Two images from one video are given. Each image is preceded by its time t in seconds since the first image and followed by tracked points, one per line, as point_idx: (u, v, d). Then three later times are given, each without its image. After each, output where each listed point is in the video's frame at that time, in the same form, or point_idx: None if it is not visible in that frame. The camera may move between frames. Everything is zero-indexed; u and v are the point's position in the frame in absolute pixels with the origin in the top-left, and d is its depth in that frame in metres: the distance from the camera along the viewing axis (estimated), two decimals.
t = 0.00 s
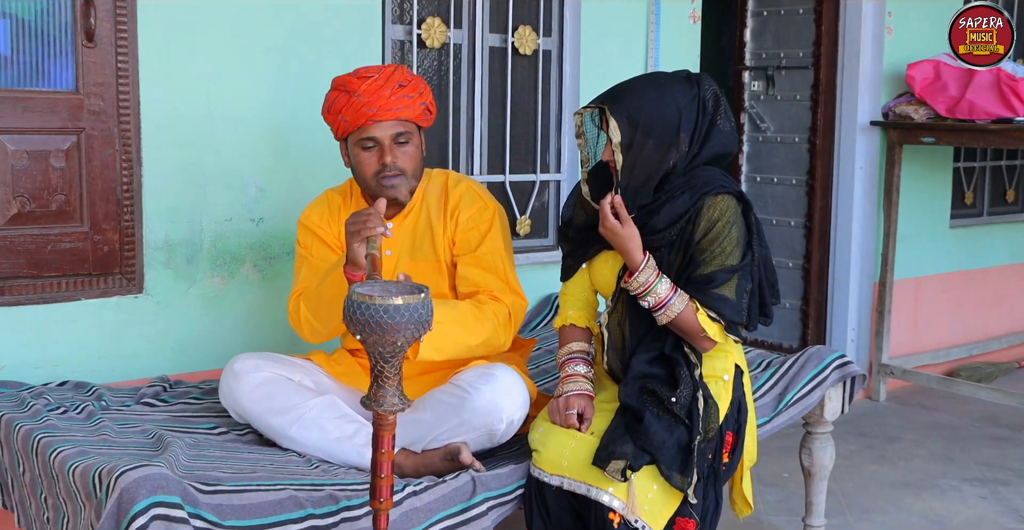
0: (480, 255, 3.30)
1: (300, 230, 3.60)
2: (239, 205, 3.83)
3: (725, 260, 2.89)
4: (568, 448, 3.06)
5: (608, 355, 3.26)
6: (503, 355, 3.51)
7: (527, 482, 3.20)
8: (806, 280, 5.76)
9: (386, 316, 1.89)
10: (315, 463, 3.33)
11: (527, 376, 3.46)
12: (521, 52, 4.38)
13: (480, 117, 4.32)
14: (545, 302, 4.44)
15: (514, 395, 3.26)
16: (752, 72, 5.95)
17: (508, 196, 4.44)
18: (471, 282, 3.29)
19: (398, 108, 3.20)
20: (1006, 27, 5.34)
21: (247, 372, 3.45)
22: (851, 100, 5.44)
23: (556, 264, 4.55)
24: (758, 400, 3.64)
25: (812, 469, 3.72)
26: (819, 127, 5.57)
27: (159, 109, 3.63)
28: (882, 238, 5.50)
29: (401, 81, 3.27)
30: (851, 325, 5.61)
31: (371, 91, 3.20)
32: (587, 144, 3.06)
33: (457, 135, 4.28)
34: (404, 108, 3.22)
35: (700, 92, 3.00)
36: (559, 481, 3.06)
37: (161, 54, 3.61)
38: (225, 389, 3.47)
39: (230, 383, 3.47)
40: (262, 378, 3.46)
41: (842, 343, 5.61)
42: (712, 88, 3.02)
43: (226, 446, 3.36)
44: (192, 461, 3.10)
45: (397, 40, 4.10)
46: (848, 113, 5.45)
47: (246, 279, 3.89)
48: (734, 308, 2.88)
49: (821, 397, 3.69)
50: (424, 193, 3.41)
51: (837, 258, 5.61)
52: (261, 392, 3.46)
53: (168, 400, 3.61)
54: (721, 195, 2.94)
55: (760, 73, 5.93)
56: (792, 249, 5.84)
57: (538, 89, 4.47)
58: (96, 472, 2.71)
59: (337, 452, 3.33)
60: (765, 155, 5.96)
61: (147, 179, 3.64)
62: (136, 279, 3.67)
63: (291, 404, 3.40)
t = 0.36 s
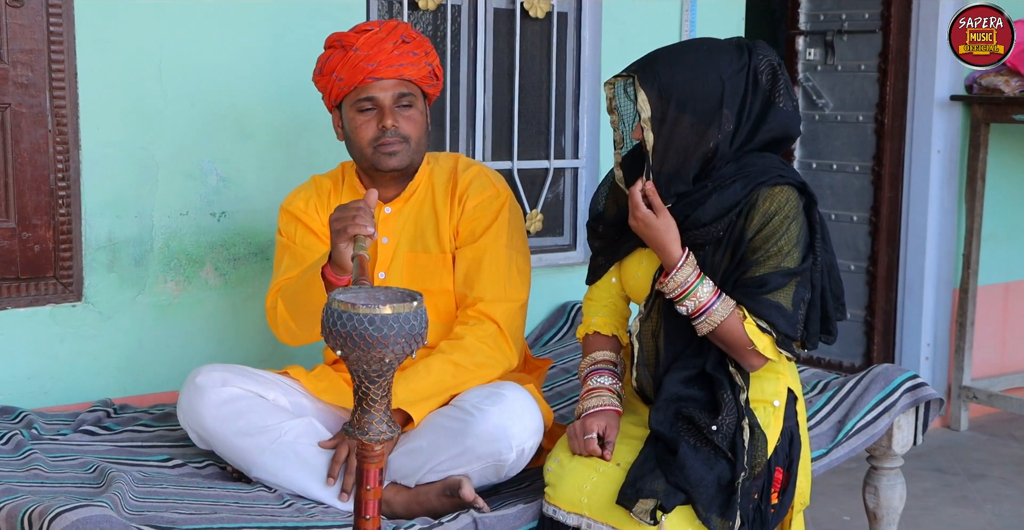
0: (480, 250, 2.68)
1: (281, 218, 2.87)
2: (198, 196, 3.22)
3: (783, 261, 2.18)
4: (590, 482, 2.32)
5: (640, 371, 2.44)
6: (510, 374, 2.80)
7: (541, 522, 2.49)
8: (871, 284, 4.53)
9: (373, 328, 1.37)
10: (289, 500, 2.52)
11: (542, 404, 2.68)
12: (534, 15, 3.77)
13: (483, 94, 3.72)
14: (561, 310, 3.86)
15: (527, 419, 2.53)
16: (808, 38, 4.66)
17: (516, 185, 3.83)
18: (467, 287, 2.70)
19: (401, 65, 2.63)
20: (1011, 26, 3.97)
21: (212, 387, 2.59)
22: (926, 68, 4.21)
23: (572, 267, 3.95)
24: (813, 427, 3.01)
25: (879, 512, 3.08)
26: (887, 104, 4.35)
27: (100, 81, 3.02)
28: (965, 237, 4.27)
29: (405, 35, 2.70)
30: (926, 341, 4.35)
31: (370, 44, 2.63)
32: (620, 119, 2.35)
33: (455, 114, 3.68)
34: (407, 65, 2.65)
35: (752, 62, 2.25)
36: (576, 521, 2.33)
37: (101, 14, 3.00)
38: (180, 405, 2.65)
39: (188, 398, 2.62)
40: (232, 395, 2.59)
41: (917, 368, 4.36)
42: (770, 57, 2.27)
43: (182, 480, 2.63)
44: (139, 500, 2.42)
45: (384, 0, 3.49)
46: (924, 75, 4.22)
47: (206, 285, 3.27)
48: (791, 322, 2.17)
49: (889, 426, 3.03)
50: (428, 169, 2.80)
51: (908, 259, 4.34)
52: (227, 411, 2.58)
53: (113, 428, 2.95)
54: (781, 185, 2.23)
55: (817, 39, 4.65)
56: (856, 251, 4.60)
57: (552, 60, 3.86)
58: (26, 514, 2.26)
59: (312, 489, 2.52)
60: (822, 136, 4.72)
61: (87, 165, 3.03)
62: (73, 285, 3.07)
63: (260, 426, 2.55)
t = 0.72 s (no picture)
0: (472, 244, 2.66)
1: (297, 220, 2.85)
2: (201, 201, 3.22)
3: (795, 263, 2.16)
4: (595, 486, 2.32)
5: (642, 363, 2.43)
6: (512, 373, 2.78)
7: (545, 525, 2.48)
8: (875, 289, 4.52)
9: (376, 331, 1.37)
10: (292, 501, 2.51)
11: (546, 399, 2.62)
12: (535, 19, 3.76)
13: (486, 99, 3.72)
14: (565, 314, 3.88)
15: (527, 401, 2.47)
16: (811, 42, 4.66)
17: (520, 189, 3.83)
18: (451, 279, 2.67)
19: (417, 65, 2.65)
20: (1010, 27, 4.05)
21: (235, 365, 2.60)
22: (930, 70, 4.22)
23: (575, 271, 3.95)
24: (818, 432, 3.01)
25: (882, 516, 3.07)
26: (890, 107, 4.34)
27: (103, 86, 3.02)
28: (968, 239, 4.28)
29: (420, 36, 2.71)
30: (929, 345, 4.35)
31: (387, 44, 2.64)
32: (637, 121, 2.39)
33: (459, 118, 3.69)
34: (422, 65, 2.67)
35: (762, 61, 2.25)
36: (582, 524, 2.33)
37: (105, 19, 3.00)
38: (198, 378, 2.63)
39: (206, 372, 2.61)
40: (252, 376, 2.59)
41: (921, 371, 4.37)
42: (781, 58, 2.26)
43: (186, 484, 2.62)
44: (143, 503, 2.43)
45: (387, 5, 3.48)
46: (927, 81, 4.23)
47: (209, 290, 3.27)
48: (799, 324, 2.15)
49: (894, 429, 3.01)
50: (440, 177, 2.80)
51: (910, 265, 4.36)
52: (243, 390, 2.56)
53: (117, 432, 2.95)
54: (798, 190, 2.21)
55: (819, 42, 4.65)
56: (860, 255, 4.60)
57: (555, 63, 3.86)
58: (29, 520, 2.27)
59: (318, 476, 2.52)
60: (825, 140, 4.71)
61: (90, 170, 3.04)
62: (77, 290, 3.08)
63: (274, 410, 2.54)
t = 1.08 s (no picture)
0: (474, 241, 2.66)
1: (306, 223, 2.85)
2: (204, 204, 3.22)
3: (790, 262, 2.17)
4: (599, 488, 2.33)
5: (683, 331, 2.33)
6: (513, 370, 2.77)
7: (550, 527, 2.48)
8: (879, 292, 4.54)
9: (372, 334, 1.38)
10: (297, 497, 2.51)
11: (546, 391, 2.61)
12: (538, 22, 3.76)
13: (490, 102, 3.72)
14: (569, 317, 3.89)
15: (517, 363, 2.44)
16: (815, 45, 4.66)
17: (523, 192, 3.83)
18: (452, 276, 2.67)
19: (424, 76, 2.64)
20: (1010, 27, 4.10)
21: (233, 369, 2.57)
22: (933, 73, 4.22)
23: (578, 274, 3.95)
24: (822, 436, 3.01)
25: (886, 519, 3.06)
26: (894, 111, 4.35)
27: (107, 88, 3.02)
28: (972, 242, 4.28)
29: (427, 46, 2.70)
30: (932, 348, 4.34)
31: (394, 55, 2.64)
32: (645, 117, 2.36)
33: (462, 121, 3.69)
34: (430, 75, 2.66)
35: (771, 65, 2.25)
36: (586, 527, 2.33)
37: (109, 22, 3.00)
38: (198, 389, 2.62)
39: (207, 379, 2.59)
40: (252, 379, 2.57)
41: (924, 374, 4.37)
42: (789, 63, 2.26)
43: (190, 485, 2.62)
44: (146, 505, 2.42)
45: (390, 8, 3.49)
46: (929, 86, 4.23)
47: (213, 292, 3.27)
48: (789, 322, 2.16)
49: (897, 433, 3.01)
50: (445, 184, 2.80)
51: (914, 268, 4.35)
52: (246, 394, 2.55)
53: (120, 435, 2.95)
54: (800, 194, 2.20)
55: (823, 46, 4.65)
56: (864, 257, 4.60)
57: (558, 66, 3.86)
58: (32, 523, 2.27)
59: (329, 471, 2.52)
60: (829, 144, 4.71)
61: (94, 172, 3.04)
62: (81, 292, 3.08)
63: (279, 407, 2.53)
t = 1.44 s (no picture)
0: (479, 249, 2.65)
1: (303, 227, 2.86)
2: (207, 206, 3.22)
3: (777, 267, 2.17)
4: (604, 486, 2.32)
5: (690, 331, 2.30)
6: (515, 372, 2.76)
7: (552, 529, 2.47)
8: (881, 294, 4.54)
9: (375, 336, 1.37)
10: (300, 502, 2.51)
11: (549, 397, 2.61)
12: (542, 24, 3.76)
13: (493, 104, 3.73)
14: (571, 320, 3.89)
15: (526, 387, 2.45)
16: (817, 47, 4.66)
17: (525, 194, 3.84)
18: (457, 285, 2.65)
19: (432, 82, 2.65)
20: (1010, 27, 4.16)
21: (235, 379, 2.58)
22: (936, 75, 4.22)
23: (580, 276, 3.95)
24: (824, 438, 3.01)
25: (888, 522, 3.06)
26: (897, 113, 4.36)
27: (110, 91, 3.02)
28: (975, 244, 4.28)
29: (434, 51, 2.71)
30: (935, 351, 4.34)
31: (403, 61, 2.64)
32: (645, 116, 2.35)
33: (465, 124, 3.69)
34: (438, 81, 2.67)
35: (773, 70, 2.26)
36: (592, 523, 2.32)
37: (112, 24, 3.01)
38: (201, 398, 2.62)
39: (209, 389, 2.59)
40: (254, 388, 2.57)
41: (928, 376, 4.37)
42: (791, 69, 2.27)
43: (193, 488, 2.62)
44: (149, 507, 2.42)
45: (393, 10, 3.49)
46: (932, 89, 4.23)
47: (216, 295, 3.28)
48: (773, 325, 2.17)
49: (899, 436, 3.00)
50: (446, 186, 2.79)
51: (917, 270, 4.35)
52: (250, 403, 2.55)
53: (122, 437, 2.95)
54: (791, 198, 2.20)
55: (826, 48, 4.65)
56: (866, 260, 4.60)
57: (561, 69, 3.86)
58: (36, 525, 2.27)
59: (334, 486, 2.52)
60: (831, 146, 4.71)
61: (97, 175, 3.04)
62: (83, 295, 3.08)
63: (282, 419, 2.53)
